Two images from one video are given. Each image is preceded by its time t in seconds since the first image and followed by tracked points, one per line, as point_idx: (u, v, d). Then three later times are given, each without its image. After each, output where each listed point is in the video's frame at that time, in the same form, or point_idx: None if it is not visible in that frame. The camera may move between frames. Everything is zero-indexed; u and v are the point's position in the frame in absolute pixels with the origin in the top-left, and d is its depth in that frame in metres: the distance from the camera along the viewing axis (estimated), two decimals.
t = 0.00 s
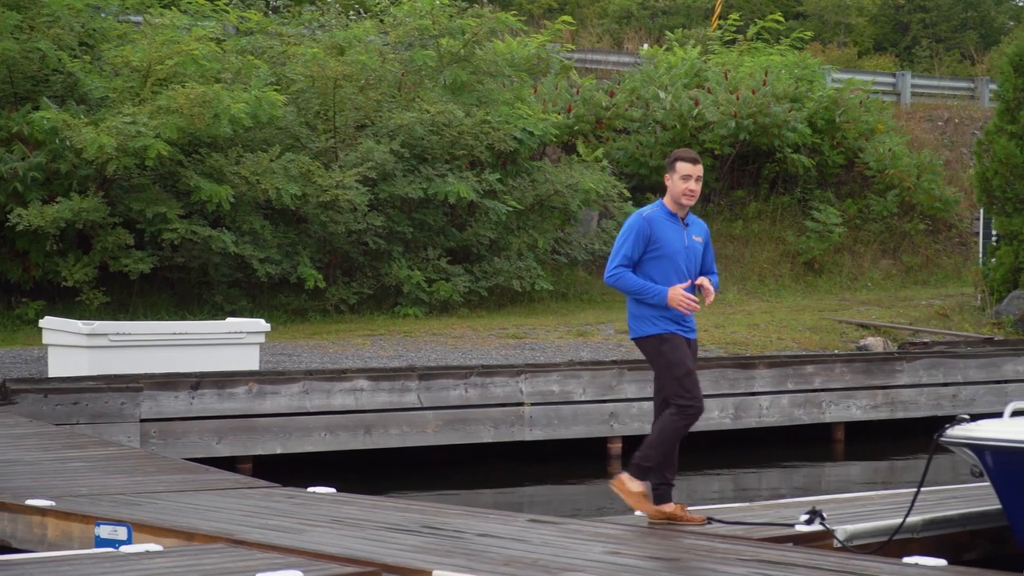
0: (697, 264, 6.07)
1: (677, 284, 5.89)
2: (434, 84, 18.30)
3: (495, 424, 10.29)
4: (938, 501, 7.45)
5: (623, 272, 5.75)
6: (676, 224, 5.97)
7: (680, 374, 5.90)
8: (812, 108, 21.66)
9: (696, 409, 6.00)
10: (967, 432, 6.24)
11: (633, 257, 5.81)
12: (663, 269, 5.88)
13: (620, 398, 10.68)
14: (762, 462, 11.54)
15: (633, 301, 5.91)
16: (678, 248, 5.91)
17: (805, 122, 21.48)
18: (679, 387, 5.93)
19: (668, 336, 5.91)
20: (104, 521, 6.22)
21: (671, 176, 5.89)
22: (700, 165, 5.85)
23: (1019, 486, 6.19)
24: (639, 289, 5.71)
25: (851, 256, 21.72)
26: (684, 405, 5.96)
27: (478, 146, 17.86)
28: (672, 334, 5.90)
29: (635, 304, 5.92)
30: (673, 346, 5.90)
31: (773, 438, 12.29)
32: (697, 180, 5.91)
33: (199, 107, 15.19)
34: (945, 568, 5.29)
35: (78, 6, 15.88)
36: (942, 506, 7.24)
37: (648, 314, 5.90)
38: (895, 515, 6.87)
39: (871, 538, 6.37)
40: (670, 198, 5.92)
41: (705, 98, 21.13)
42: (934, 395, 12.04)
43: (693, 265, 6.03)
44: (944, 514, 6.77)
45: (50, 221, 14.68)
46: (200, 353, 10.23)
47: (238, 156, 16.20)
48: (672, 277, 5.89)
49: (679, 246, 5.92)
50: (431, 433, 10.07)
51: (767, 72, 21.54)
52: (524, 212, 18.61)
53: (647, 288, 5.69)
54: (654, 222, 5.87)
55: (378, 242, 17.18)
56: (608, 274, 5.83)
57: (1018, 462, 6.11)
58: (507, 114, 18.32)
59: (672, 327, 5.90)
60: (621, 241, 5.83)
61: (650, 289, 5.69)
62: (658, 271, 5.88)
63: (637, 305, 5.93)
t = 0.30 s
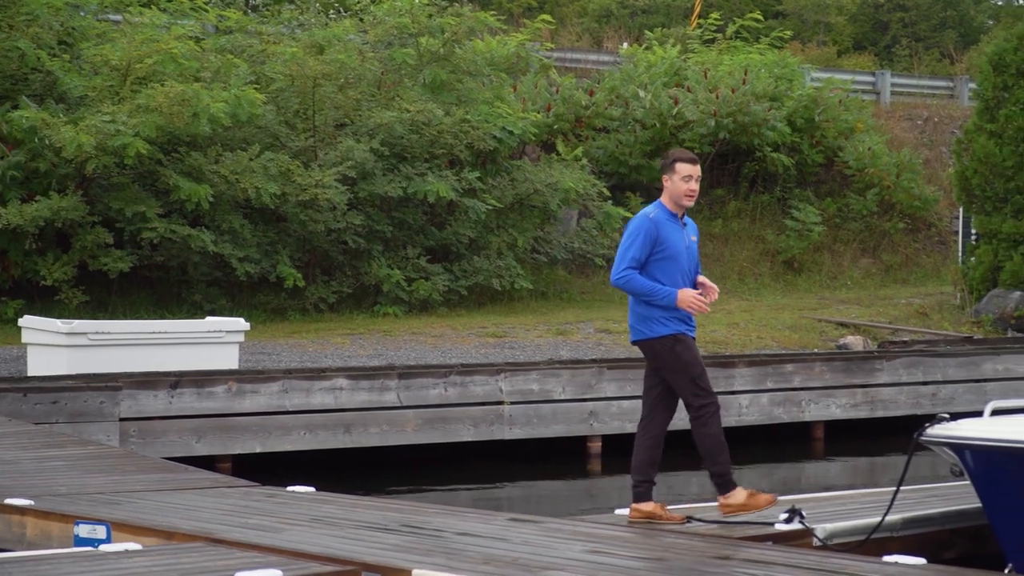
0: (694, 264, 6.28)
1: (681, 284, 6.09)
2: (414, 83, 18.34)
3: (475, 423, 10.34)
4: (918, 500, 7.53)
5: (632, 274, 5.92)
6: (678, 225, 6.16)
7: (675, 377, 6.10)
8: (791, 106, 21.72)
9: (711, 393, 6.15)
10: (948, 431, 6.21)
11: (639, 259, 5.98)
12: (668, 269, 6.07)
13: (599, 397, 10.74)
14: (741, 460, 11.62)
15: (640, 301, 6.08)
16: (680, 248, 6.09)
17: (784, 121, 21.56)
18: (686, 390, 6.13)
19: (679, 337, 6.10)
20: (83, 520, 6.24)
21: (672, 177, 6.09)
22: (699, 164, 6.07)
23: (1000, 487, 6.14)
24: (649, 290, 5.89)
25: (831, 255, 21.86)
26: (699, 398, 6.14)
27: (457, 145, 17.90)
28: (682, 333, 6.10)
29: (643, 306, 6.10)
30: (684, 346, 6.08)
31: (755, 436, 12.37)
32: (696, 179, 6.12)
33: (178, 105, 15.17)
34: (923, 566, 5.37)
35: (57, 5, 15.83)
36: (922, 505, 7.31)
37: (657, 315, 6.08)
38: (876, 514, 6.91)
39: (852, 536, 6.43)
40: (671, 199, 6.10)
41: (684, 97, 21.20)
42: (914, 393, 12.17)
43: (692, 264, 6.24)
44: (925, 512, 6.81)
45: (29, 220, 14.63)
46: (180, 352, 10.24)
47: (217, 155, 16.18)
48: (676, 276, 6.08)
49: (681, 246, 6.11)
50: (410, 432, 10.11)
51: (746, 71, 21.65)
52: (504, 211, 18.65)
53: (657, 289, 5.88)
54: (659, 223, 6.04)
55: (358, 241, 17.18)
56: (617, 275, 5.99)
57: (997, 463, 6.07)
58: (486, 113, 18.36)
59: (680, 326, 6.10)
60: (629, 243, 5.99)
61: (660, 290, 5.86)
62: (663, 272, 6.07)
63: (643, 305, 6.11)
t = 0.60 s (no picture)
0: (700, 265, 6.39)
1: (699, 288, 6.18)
2: (395, 83, 18.38)
3: (457, 423, 10.36)
4: (899, 499, 7.60)
5: (664, 281, 5.97)
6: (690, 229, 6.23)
7: (686, 382, 6.17)
8: (773, 106, 21.87)
9: (715, 400, 6.26)
10: (930, 431, 6.27)
11: (666, 265, 6.02)
12: (688, 274, 6.15)
13: (581, 396, 10.80)
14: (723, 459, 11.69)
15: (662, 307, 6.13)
16: (697, 252, 6.18)
17: (765, 121, 21.66)
18: (695, 395, 6.21)
19: (698, 341, 6.18)
20: (65, 520, 6.26)
21: (687, 181, 6.16)
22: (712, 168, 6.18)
23: (983, 486, 6.20)
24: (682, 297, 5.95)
25: (813, 255, 21.98)
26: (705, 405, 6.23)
27: (439, 145, 17.92)
28: (700, 338, 6.19)
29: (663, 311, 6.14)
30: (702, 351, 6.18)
31: (737, 436, 12.45)
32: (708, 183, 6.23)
33: (160, 106, 15.15)
34: (904, 564, 5.43)
35: (38, 5, 15.79)
36: (902, 503, 7.38)
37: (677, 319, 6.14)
38: (854, 512, 6.98)
39: (833, 536, 6.47)
40: (685, 202, 6.16)
41: (666, 97, 21.30)
42: (895, 392, 12.27)
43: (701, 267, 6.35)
44: (906, 512, 6.86)
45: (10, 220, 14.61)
46: (161, 352, 10.24)
47: (199, 155, 16.15)
48: (694, 280, 6.16)
49: (697, 250, 6.19)
50: (393, 432, 10.14)
51: (728, 71, 21.74)
52: (485, 211, 18.68)
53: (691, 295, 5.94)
54: (680, 228, 6.10)
55: (339, 241, 17.19)
56: (645, 282, 6.02)
57: (980, 461, 6.12)
58: (468, 113, 18.39)
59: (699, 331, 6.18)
60: (654, 250, 6.03)
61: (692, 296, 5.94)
62: (683, 277, 6.14)
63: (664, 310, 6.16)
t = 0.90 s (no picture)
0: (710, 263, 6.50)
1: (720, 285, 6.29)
2: (378, 82, 18.38)
3: (439, 422, 10.38)
4: (882, 498, 7.65)
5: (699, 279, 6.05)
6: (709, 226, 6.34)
7: (703, 376, 6.24)
8: (756, 105, 21.96)
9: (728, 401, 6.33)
10: (912, 431, 6.32)
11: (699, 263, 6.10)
12: (711, 272, 6.25)
13: (564, 396, 10.82)
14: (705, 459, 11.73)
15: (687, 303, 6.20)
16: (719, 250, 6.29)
17: (748, 121, 21.74)
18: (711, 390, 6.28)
19: (717, 338, 6.27)
20: (46, 520, 6.27)
21: (712, 179, 6.26)
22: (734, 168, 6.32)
23: (965, 486, 6.23)
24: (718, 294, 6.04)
25: (796, 255, 22.06)
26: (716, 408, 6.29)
27: (421, 144, 17.93)
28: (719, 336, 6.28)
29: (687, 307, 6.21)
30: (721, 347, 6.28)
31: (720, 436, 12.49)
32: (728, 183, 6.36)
33: (142, 104, 15.11)
34: (886, 564, 5.47)
35: (19, 4, 15.73)
36: (885, 503, 7.43)
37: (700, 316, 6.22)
38: (836, 512, 7.02)
39: (815, 535, 6.51)
40: (708, 200, 6.28)
41: (649, 97, 21.37)
42: (877, 392, 12.34)
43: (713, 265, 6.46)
44: (887, 511, 6.92)
45: None
46: (143, 351, 10.22)
47: (181, 154, 16.11)
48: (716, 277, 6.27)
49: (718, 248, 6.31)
50: (375, 432, 10.15)
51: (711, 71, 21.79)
52: (468, 209, 18.68)
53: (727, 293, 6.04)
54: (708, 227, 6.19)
55: (322, 240, 17.18)
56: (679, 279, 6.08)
57: (962, 461, 6.14)
58: (451, 112, 18.39)
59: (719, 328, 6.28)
60: (688, 248, 6.09)
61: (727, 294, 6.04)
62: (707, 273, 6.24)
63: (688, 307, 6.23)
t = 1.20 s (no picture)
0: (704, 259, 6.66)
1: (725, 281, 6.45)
2: (355, 80, 18.39)
3: (416, 421, 10.41)
4: (858, 497, 7.73)
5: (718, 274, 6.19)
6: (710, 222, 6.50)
7: (699, 368, 6.40)
8: (733, 105, 22.08)
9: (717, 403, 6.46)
10: (889, 430, 6.41)
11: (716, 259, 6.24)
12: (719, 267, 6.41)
13: (541, 395, 10.86)
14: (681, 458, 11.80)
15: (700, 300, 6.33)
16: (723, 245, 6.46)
17: (726, 120, 21.83)
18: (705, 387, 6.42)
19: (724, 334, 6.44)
20: (22, 518, 6.30)
21: (719, 176, 6.42)
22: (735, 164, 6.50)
23: (942, 487, 6.29)
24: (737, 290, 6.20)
25: (773, 254, 22.17)
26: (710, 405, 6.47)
27: (399, 142, 17.93)
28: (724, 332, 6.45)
29: (698, 302, 6.35)
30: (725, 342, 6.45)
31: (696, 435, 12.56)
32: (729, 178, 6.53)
33: (118, 102, 15.06)
34: (861, 563, 5.54)
35: None
36: (860, 502, 7.50)
37: (710, 311, 6.38)
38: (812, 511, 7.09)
39: (790, 534, 6.56)
40: (711, 197, 6.44)
41: (626, 96, 21.45)
42: (854, 391, 12.43)
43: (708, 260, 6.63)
44: (863, 510, 6.99)
45: None
46: (119, 349, 10.20)
47: (158, 152, 16.08)
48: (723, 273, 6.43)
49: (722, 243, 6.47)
50: (351, 431, 10.18)
51: (688, 71, 21.87)
52: (445, 208, 18.69)
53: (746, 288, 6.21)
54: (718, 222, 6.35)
55: (299, 239, 17.17)
56: (699, 276, 6.20)
57: (941, 461, 6.21)
58: (428, 110, 18.40)
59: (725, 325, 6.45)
60: (705, 244, 6.22)
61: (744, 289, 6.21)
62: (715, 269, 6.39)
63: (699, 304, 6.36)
